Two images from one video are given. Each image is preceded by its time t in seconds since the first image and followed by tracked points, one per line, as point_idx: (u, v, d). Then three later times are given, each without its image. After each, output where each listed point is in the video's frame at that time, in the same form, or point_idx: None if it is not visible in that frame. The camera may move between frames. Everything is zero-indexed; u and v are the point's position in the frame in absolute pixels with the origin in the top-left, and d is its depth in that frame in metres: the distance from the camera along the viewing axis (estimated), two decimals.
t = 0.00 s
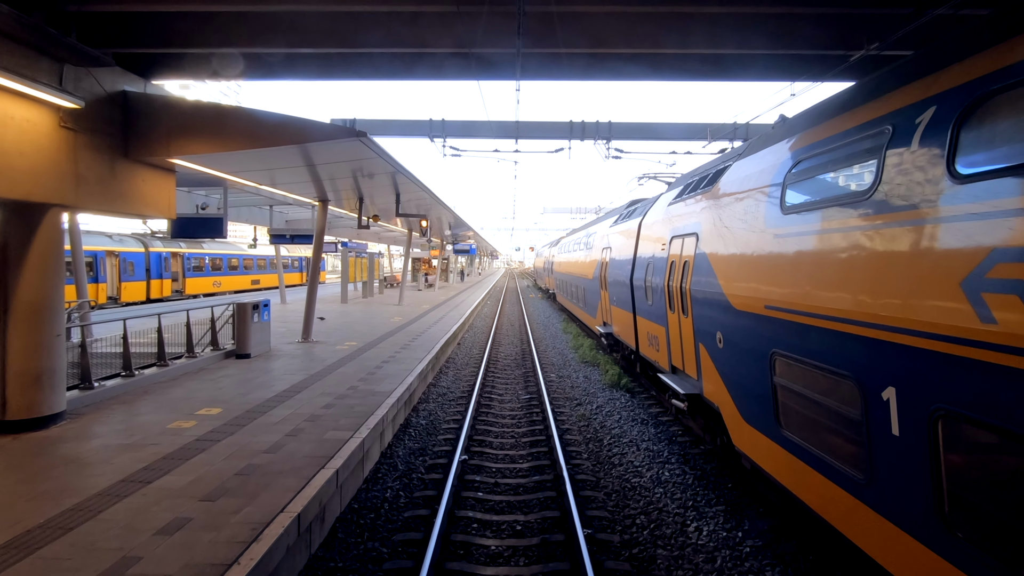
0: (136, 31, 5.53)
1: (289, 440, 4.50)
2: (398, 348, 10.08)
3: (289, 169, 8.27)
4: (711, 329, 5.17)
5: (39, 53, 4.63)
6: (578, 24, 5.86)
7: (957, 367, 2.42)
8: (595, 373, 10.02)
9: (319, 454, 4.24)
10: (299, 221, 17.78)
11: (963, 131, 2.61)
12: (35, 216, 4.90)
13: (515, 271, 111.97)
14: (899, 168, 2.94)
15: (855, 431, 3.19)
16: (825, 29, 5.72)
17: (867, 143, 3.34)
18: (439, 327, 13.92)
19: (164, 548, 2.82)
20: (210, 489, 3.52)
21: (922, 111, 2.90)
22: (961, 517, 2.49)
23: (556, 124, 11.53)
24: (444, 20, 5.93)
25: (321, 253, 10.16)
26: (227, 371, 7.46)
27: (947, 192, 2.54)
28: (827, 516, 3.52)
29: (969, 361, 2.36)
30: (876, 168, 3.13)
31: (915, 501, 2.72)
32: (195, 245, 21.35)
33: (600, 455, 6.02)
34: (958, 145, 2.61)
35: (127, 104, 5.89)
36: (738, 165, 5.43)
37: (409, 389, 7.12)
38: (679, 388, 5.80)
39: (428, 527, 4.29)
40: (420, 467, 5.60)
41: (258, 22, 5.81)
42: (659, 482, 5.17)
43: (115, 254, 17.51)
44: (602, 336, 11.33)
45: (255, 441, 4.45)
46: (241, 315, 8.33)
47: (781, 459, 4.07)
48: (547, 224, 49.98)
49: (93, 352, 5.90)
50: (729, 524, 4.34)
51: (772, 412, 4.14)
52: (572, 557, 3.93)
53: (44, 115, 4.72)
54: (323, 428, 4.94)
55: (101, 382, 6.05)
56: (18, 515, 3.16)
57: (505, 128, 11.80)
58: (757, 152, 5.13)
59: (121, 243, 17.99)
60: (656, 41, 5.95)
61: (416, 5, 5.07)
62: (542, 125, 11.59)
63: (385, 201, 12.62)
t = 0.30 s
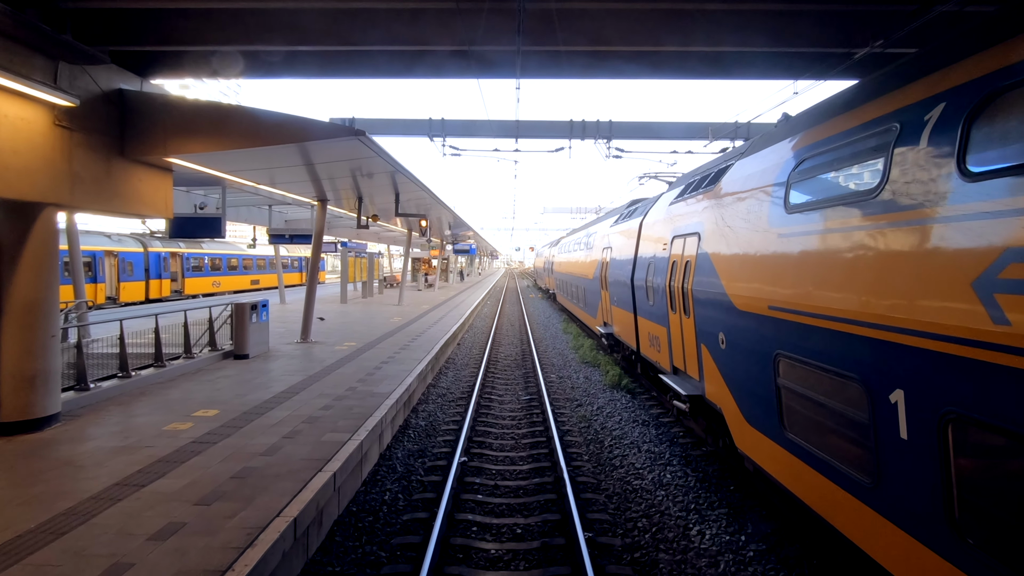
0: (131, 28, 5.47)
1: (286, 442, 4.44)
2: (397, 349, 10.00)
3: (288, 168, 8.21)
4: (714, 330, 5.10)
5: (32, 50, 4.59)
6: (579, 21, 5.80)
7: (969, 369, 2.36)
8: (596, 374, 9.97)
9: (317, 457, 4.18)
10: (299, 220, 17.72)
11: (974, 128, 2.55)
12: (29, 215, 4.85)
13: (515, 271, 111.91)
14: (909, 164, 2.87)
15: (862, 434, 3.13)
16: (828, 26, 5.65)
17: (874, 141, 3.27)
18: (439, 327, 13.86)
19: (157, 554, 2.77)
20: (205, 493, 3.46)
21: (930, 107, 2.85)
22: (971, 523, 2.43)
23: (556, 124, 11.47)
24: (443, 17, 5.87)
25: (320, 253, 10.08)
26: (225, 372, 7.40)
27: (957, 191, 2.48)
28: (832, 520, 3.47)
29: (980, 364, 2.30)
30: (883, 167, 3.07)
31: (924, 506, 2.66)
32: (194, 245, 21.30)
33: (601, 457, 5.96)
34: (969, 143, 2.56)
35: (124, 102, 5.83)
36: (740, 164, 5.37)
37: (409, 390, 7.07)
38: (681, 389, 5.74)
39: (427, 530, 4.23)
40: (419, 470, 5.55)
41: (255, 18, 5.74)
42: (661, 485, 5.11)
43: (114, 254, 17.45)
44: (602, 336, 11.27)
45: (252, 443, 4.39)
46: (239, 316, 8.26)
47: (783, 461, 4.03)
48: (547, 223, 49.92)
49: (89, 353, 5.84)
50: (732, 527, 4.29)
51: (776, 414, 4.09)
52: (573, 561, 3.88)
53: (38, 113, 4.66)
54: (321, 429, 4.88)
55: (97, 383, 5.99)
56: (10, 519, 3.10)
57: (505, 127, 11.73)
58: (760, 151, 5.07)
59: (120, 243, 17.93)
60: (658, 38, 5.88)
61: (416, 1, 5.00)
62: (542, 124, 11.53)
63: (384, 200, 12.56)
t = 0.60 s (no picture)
0: (124, 24, 5.38)
1: (283, 445, 4.36)
2: (397, 350, 9.92)
3: (286, 167, 8.12)
4: (718, 331, 5.03)
5: (23, 47, 4.52)
6: (580, 17, 5.71)
7: (984, 374, 2.28)
8: (597, 375, 9.89)
9: (313, 460, 4.10)
10: (298, 220, 17.63)
11: (988, 124, 2.48)
12: (22, 214, 4.77)
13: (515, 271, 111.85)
14: (919, 162, 2.80)
15: (870, 439, 3.06)
16: (834, 22, 5.56)
17: (883, 138, 3.20)
18: (439, 328, 13.78)
19: (147, 562, 2.70)
20: (198, 498, 3.39)
21: (942, 104, 2.78)
22: (986, 531, 2.35)
23: (557, 123, 11.38)
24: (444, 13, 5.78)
25: (319, 253, 10.00)
26: (222, 373, 7.32)
27: (971, 189, 2.41)
28: (839, 526, 3.39)
29: (997, 368, 2.23)
30: (893, 165, 3.00)
31: (937, 513, 2.59)
32: (192, 245, 21.22)
33: (602, 459, 5.89)
34: (983, 139, 2.49)
35: (118, 100, 5.76)
36: (743, 163, 5.29)
37: (408, 391, 7.00)
38: (683, 391, 5.67)
39: (425, 535, 4.16)
40: (417, 472, 5.48)
41: (251, 14, 5.65)
42: (663, 488, 5.04)
43: (112, 254, 17.34)
44: (603, 337, 11.20)
45: (248, 446, 4.32)
46: (237, 316, 8.18)
47: (788, 464, 3.96)
48: (547, 224, 49.85)
49: (83, 354, 5.76)
50: (735, 532, 4.21)
51: (781, 417, 4.02)
52: (574, 566, 3.81)
53: (31, 111, 4.59)
54: (318, 432, 4.79)
55: (92, 384, 5.92)
56: None
57: (505, 126, 11.64)
58: (763, 149, 5.00)
59: (118, 243, 17.83)
60: (661, 34, 5.79)
61: None
62: (542, 123, 11.44)
63: (383, 200, 12.46)
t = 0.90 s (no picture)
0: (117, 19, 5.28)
1: (278, 449, 4.27)
2: (396, 351, 9.83)
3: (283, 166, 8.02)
4: (722, 332, 4.93)
5: (14, 43, 4.43)
6: (582, 12, 5.60)
7: (1004, 379, 2.19)
8: (598, 376, 9.80)
9: (309, 465, 4.01)
10: (297, 220, 17.52)
11: (1007, 118, 2.39)
12: (12, 213, 4.69)
13: (515, 271, 111.75)
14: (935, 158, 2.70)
15: (881, 444, 2.98)
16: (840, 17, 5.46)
17: (895, 134, 3.11)
18: (439, 328, 13.68)
19: (135, 572, 2.61)
20: (190, 504, 3.30)
21: (957, 98, 2.69)
22: (1005, 543, 2.27)
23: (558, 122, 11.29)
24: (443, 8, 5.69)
25: (317, 253, 9.89)
26: (218, 375, 7.23)
27: (990, 186, 2.32)
28: (848, 533, 3.30)
29: (1017, 373, 2.14)
30: (905, 162, 2.91)
31: (953, 523, 2.50)
32: (191, 245, 21.11)
33: (603, 462, 5.80)
34: (1002, 135, 2.40)
35: (111, 98, 5.66)
36: (747, 161, 5.20)
37: (407, 392, 6.91)
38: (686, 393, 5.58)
39: (423, 540, 4.08)
40: (416, 476, 5.40)
41: (246, 9, 5.55)
42: (665, 492, 4.95)
43: (110, 254, 17.23)
44: (603, 337, 11.11)
45: (242, 450, 4.22)
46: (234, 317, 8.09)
47: (795, 469, 3.87)
48: (547, 223, 49.78)
49: (77, 355, 5.68)
50: (740, 538, 4.13)
51: (787, 421, 3.93)
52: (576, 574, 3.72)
53: (22, 108, 4.51)
54: (314, 435, 4.70)
55: (85, 386, 5.83)
56: None
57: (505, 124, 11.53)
58: (767, 147, 4.91)
59: (116, 243, 17.71)
60: (664, 30, 5.69)
61: None
62: (543, 122, 11.33)
63: (382, 199, 12.35)
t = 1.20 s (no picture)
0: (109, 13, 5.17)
1: (272, 454, 4.16)
2: (395, 352, 9.72)
3: (280, 164, 7.91)
4: (727, 334, 4.82)
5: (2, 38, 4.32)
6: (584, 6, 5.48)
7: None
8: (599, 377, 9.69)
9: (303, 470, 3.90)
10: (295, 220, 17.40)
11: None
12: None
13: (515, 271, 111.57)
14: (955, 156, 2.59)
15: (895, 452, 2.87)
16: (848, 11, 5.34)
17: (909, 129, 3.00)
18: (438, 329, 13.56)
19: None
20: (180, 513, 3.20)
21: (977, 91, 2.58)
22: None
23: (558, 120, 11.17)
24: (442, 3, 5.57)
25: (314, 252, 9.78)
26: (214, 376, 7.12)
27: (1014, 182, 2.21)
28: (859, 543, 3.20)
29: None
30: (920, 159, 2.80)
31: (973, 536, 2.39)
32: (189, 244, 21.01)
33: (605, 466, 5.70)
34: None
35: (102, 93, 5.54)
36: (752, 159, 5.09)
37: (405, 394, 6.81)
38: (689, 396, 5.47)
39: (421, 548, 3.97)
40: (414, 480, 5.30)
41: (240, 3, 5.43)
42: (669, 497, 4.85)
43: (107, 254, 17.08)
44: (604, 338, 11.00)
45: (235, 455, 4.11)
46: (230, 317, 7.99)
47: (803, 475, 3.77)
48: (547, 223, 49.63)
49: (69, 357, 5.58)
50: (746, 545, 4.03)
51: (795, 426, 3.83)
52: None
53: (10, 104, 4.40)
54: (310, 438, 4.59)
55: (78, 388, 5.73)
56: None
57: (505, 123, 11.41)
58: (773, 145, 4.80)
59: (113, 243, 17.57)
60: (668, 24, 5.57)
61: None
62: (543, 120, 11.21)
63: (381, 198, 12.23)
